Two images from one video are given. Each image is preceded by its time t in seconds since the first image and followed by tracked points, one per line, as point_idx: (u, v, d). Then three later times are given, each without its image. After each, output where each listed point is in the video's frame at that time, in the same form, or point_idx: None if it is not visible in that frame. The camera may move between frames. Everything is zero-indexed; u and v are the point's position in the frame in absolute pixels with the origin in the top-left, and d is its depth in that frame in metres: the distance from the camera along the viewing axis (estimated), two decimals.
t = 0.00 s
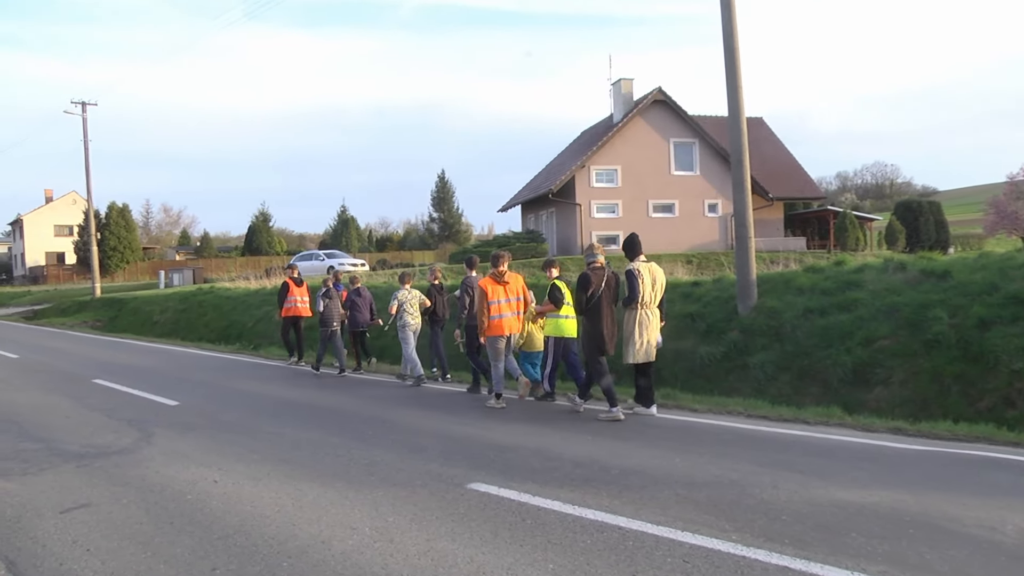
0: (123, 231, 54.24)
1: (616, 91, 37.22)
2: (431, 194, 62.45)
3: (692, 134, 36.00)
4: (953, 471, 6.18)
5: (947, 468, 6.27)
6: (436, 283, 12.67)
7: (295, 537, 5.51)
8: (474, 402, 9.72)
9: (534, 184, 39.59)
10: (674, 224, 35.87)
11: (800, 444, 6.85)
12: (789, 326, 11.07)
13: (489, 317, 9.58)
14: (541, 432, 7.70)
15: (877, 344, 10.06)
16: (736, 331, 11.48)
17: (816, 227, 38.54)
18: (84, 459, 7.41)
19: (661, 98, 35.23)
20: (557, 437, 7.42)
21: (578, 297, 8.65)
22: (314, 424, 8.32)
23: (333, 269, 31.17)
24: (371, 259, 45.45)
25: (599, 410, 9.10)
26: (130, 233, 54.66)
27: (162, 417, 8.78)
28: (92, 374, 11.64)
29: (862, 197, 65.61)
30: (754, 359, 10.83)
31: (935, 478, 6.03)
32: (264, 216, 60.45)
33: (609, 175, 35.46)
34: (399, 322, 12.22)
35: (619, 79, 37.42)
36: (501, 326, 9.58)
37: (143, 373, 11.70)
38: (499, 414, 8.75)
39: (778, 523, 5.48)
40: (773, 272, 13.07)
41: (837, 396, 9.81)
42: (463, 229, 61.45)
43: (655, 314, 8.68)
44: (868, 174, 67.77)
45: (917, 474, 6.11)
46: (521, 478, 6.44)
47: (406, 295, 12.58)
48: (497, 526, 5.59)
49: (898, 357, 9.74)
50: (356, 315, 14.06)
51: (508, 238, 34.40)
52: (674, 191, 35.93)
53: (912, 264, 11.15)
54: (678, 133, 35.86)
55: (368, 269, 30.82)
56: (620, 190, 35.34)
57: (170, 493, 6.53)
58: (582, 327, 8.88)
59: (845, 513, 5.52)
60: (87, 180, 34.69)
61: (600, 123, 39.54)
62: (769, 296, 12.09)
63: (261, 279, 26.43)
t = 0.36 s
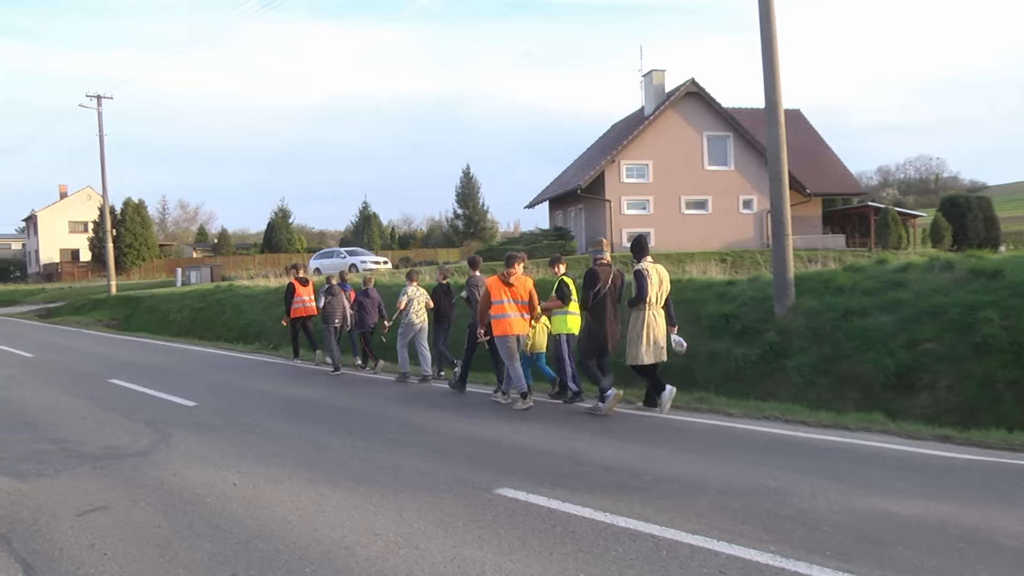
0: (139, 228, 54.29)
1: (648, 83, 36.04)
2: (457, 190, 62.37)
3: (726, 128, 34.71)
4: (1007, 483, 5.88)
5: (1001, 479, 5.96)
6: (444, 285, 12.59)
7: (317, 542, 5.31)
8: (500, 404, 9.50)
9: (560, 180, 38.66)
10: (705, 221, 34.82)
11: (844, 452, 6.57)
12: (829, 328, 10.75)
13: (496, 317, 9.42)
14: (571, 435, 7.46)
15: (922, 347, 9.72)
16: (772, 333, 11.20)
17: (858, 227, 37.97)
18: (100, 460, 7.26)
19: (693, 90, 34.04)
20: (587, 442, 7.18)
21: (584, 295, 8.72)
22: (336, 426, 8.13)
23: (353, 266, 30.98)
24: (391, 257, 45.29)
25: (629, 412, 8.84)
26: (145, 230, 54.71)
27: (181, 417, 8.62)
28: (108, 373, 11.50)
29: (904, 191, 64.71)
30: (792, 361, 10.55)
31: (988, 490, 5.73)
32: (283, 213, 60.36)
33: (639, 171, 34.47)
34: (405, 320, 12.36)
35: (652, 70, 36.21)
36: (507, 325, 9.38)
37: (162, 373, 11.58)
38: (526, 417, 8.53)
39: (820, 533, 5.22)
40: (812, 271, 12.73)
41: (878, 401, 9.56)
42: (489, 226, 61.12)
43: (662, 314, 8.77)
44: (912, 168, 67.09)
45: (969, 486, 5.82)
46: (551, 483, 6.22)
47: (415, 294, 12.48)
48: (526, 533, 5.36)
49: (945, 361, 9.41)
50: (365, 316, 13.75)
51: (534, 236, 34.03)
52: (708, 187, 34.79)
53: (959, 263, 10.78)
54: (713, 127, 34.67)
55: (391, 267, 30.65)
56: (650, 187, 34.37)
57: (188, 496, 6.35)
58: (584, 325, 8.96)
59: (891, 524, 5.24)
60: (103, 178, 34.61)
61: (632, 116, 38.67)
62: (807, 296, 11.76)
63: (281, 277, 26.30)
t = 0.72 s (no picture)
0: (158, 223, 54.42)
1: (683, 72, 34.27)
2: (486, 184, 62.19)
3: (764, 118, 32.88)
4: None
5: None
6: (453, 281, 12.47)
7: (343, 547, 5.11)
8: (530, 405, 9.27)
9: (591, 174, 37.37)
10: (743, 216, 32.87)
11: (892, 459, 6.28)
12: (874, 330, 10.38)
13: (508, 310, 9.58)
14: (604, 438, 7.22)
15: (975, 349, 9.23)
16: (813, 333, 10.88)
17: (903, 220, 36.94)
18: (120, 460, 7.11)
19: (730, 78, 32.29)
20: (622, 445, 6.94)
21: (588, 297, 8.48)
22: (360, 427, 7.94)
23: (378, 263, 30.81)
24: (415, 254, 45.18)
25: (665, 413, 8.58)
26: (164, 225, 54.81)
27: (204, 417, 8.47)
28: (127, 371, 11.37)
29: (954, 185, 63.52)
30: (834, 363, 10.19)
31: None
32: (303, 207, 60.34)
33: (674, 163, 32.54)
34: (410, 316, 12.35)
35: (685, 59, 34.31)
36: (519, 318, 9.53)
37: (185, 372, 11.45)
38: (557, 419, 8.29)
39: (866, 543, 4.94)
40: (856, 269, 12.33)
41: (927, 406, 9.07)
42: (519, 222, 61.78)
43: (671, 312, 8.81)
44: (961, 160, 66.09)
45: None
46: (584, 488, 5.99)
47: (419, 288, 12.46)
48: (557, 539, 5.13)
49: (1000, 364, 8.91)
50: (378, 310, 14.00)
51: (566, 231, 32.39)
52: (746, 179, 32.86)
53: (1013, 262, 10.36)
54: (750, 117, 32.82)
55: (415, 264, 30.48)
56: (686, 180, 32.48)
57: (209, 498, 6.16)
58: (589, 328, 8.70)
59: (943, 537, 4.95)
60: (122, 172, 34.54)
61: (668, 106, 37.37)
62: (850, 294, 11.37)
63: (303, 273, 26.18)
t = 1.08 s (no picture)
0: (169, 223, 54.47)
1: (711, 64, 33.67)
2: (508, 182, 62.03)
3: (796, 112, 32.07)
4: None
5: None
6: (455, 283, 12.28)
7: (364, 558, 4.89)
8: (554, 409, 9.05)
9: (617, 171, 36.87)
10: (773, 213, 32.10)
11: (937, 468, 6.02)
12: (914, 331, 10.08)
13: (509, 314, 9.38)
14: (632, 445, 6.99)
15: (1021, 352, 8.91)
16: (849, 335, 10.61)
17: (944, 217, 36.26)
18: (132, 467, 6.92)
19: (760, 70, 31.61)
20: (651, 452, 6.71)
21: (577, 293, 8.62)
22: (379, 433, 7.75)
23: (396, 263, 30.62)
24: (433, 254, 45.05)
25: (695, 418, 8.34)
26: (175, 225, 54.85)
27: (219, 423, 8.29)
28: (142, 375, 11.21)
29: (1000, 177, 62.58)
30: (871, 367, 9.90)
31: None
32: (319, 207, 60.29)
33: (702, 159, 31.92)
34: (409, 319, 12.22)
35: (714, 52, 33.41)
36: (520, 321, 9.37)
37: (200, 377, 11.28)
38: (582, 424, 8.07)
39: (912, 556, 4.68)
40: (893, 268, 12.02)
41: (972, 413, 8.75)
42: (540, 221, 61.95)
43: (670, 311, 8.74)
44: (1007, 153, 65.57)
45: None
46: (612, 497, 5.75)
47: (418, 291, 12.31)
48: (586, 551, 4.90)
49: None
50: (383, 312, 14.05)
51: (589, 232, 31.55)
52: (776, 175, 32.02)
53: None
54: (781, 110, 32.02)
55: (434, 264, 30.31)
56: (714, 176, 31.82)
57: (225, 507, 5.97)
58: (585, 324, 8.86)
59: (994, 550, 4.68)
60: (133, 173, 34.47)
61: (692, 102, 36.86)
62: (888, 295, 11.07)
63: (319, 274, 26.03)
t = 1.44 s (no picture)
0: (175, 214, 54.28)
1: (739, 51, 33.23)
2: (527, 173, 61.69)
3: (827, 102, 31.33)
4: None
5: None
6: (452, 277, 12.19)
7: (378, 562, 4.66)
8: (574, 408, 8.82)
9: (639, 162, 36.53)
10: (800, 207, 31.42)
11: (979, 477, 5.76)
12: (949, 332, 9.81)
13: (513, 309, 9.24)
14: (656, 447, 6.75)
15: None
16: (883, 335, 10.34)
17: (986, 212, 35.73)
18: (137, 464, 6.72)
19: (790, 58, 30.90)
20: (677, 455, 6.47)
21: (573, 290, 8.58)
22: (394, 432, 7.54)
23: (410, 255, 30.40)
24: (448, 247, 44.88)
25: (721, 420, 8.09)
26: (181, 215, 54.72)
27: (229, 419, 8.09)
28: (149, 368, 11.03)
29: None
30: (905, 370, 9.68)
31: None
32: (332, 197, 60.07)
33: (728, 150, 31.29)
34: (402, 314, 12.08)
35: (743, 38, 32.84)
36: (525, 316, 9.21)
37: (209, 371, 11.09)
38: (603, 424, 7.83)
39: (955, 568, 4.43)
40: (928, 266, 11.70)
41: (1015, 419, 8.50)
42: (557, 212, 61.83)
43: (668, 309, 8.61)
44: None
45: None
46: (636, 501, 5.52)
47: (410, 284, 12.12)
48: (609, 557, 4.67)
49: None
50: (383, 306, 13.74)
51: (610, 224, 30.97)
52: (806, 169, 31.33)
53: None
54: (811, 100, 31.32)
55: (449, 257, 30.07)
56: (742, 168, 31.19)
57: (234, 506, 5.75)
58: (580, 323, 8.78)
59: None
60: (138, 161, 34.27)
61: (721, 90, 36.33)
62: (924, 293, 10.74)
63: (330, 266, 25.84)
